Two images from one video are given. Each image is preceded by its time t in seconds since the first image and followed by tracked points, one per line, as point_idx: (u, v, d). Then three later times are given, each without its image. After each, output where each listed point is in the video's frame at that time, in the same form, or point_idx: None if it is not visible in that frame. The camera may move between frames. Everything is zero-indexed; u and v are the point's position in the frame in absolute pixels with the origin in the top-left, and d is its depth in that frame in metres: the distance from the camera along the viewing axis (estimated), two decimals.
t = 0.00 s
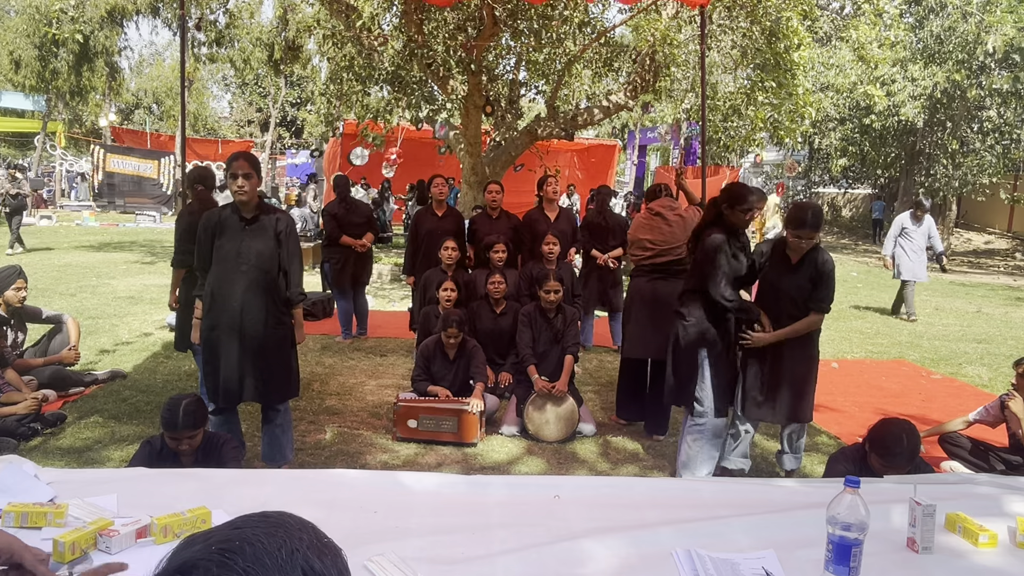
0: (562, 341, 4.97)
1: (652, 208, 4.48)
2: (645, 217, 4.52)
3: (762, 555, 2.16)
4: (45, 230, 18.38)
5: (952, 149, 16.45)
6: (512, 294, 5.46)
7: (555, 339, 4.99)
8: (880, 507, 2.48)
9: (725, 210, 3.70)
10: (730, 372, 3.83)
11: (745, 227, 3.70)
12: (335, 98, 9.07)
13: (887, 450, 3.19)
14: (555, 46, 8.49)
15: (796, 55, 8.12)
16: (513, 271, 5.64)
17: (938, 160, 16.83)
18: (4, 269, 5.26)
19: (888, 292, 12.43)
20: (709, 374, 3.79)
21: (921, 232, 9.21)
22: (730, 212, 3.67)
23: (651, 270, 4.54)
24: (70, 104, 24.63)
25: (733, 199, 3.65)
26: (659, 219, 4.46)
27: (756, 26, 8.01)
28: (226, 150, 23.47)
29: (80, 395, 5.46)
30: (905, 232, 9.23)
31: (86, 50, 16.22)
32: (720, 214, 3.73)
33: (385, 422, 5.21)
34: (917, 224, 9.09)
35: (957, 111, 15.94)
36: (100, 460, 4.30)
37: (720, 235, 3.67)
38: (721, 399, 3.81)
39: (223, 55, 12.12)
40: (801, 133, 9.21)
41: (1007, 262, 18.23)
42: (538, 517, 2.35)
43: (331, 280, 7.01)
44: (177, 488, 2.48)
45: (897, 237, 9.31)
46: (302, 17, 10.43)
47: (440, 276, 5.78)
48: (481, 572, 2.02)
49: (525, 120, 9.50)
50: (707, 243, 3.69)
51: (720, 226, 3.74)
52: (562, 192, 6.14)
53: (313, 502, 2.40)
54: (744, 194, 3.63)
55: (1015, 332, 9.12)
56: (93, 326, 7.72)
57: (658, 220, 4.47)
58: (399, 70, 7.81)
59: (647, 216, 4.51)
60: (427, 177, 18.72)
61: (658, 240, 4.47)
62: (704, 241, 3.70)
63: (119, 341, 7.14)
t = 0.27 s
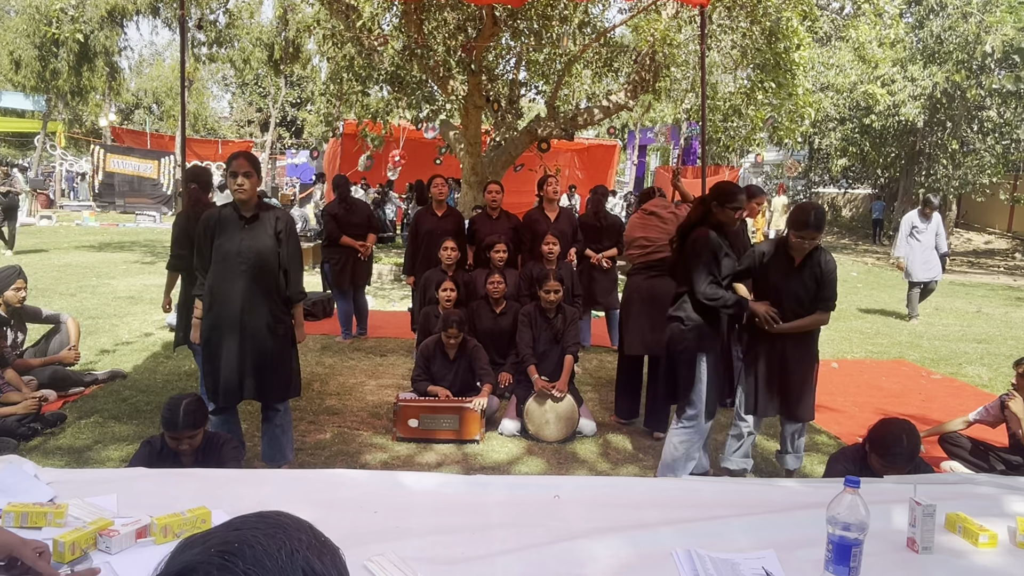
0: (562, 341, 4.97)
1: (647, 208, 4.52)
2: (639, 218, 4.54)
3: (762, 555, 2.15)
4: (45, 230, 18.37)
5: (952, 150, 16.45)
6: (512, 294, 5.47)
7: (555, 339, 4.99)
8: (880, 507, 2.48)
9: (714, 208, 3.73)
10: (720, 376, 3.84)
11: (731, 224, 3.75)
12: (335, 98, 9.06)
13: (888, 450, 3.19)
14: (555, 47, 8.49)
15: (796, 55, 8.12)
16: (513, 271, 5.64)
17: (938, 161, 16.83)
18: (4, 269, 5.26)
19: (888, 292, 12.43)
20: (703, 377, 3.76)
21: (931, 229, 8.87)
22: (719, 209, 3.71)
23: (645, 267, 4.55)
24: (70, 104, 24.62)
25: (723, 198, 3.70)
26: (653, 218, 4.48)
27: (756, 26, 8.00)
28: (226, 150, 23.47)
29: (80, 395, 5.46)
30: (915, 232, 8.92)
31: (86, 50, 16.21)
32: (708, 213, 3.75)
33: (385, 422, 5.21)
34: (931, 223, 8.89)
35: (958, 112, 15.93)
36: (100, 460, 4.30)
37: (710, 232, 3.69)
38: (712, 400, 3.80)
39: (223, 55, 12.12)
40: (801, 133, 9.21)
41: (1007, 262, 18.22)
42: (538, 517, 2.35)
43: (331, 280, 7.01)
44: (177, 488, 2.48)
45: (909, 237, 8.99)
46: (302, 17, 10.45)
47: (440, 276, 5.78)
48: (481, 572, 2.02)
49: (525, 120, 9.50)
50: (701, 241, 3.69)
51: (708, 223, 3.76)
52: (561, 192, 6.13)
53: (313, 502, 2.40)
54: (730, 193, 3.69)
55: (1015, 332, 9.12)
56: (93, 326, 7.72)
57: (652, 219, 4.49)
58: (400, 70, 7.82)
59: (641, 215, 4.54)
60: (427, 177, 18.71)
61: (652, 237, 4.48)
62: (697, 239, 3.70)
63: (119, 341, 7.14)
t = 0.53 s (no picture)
0: (562, 341, 4.97)
1: (638, 208, 4.52)
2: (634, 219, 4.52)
3: (762, 555, 2.15)
4: (45, 230, 18.36)
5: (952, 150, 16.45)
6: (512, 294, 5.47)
7: (555, 339, 4.99)
8: (880, 507, 2.48)
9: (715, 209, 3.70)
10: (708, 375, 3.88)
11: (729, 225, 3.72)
12: (336, 98, 9.06)
13: (887, 450, 3.19)
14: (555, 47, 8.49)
15: (796, 55, 8.12)
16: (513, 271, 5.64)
17: (938, 161, 16.83)
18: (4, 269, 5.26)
19: (888, 292, 12.43)
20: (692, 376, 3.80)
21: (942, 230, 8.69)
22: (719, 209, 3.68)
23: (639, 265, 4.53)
24: (70, 104, 24.63)
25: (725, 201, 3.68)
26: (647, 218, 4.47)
27: (756, 26, 8.00)
28: (226, 150, 23.47)
29: (80, 395, 5.46)
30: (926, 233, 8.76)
31: (86, 50, 16.21)
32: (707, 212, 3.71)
33: (385, 422, 5.21)
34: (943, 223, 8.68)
35: (958, 112, 15.93)
36: (100, 460, 4.30)
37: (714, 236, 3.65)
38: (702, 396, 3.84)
39: (223, 55, 12.12)
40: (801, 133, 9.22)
41: (1007, 262, 18.23)
42: (538, 517, 2.35)
43: (332, 280, 7.01)
44: (178, 488, 2.48)
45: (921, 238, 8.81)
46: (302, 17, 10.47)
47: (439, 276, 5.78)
48: (481, 572, 2.02)
49: (525, 120, 9.51)
50: (701, 243, 3.66)
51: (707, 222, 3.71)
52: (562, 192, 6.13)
53: (313, 502, 2.40)
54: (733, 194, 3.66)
55: (1015, 332, 9.12)
56: (93, 326, 7.72)
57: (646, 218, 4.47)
58: (399, 70, 7.81)
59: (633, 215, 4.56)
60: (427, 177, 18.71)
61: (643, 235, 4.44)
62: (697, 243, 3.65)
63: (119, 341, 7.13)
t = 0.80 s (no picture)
0: (562, 341, 4.97)
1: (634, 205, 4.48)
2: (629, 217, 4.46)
3: (762, 554, 2.15)
4: (45, 230, 18.35)
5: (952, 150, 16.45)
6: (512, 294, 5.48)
7: (555, 339, 5.00)
8: (881, 507, 2.48)
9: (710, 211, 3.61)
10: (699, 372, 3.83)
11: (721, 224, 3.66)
12: (336, 98, 9.06)
13: (887, 450, 3.19)
14: (555, 47, 8.49)
15: (796, 55, 8.12)
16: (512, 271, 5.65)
17: (939, 161, 16.84)
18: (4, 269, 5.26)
19: (888, 292, 12.44)
20: (687, 377, 3.72)
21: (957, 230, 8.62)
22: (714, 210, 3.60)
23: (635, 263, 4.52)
24: (70, 104, 24.61)
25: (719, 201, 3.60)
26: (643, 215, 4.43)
27: (756, 26, 8.00)
28: (226, 150, 23.47)
29: (79, 395, 5.46)
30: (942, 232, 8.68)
31: (86, 50, 16.21)
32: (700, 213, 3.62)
33: (385, 422, 5.21)
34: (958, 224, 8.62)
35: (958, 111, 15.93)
36: (100, 460, 4.30)
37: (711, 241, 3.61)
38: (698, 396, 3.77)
39: (223, 55, 12.11)
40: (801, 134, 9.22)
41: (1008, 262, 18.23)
42: (538, 517, 2.35)
43: (333, 281, 7.00)
44: (178, 488, 2.48)
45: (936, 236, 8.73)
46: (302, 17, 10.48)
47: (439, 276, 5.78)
48: (481, 572, 2.02)
49: (525, 120, 9.51)
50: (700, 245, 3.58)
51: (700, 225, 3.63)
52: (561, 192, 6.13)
53: (314, 502, 2.40)
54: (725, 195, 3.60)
55: (1015, 332, 9.12)
56: (93, 326, 7.72)
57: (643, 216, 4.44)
58: (399, 70, 7.80)
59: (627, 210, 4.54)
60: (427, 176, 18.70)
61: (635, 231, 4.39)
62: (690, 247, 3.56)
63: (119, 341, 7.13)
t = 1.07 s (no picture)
0: (562, 342, 4.96)
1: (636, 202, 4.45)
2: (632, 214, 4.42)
3: (762, 555, 2.15)
4: (45, 230, 18.34)
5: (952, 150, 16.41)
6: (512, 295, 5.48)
7: (554, 339, 5.00)
8: (880, 507, 2.48)
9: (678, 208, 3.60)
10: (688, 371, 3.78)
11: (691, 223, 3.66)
12: (335, 98, 9.07)
13: (886, 449, 3.19)
14: (555, 46, 8.49)
15: (796, 55, 8.12)
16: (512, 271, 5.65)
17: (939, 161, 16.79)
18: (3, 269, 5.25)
19: (888, 292, 12.44)
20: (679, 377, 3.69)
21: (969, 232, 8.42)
22: (682, 207, 3.59)
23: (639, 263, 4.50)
24: (70, 104, 24.61)
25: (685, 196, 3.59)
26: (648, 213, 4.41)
27: (756, 26, 8.00)
28: (226, 150, 23.48)
29: (79, 395, 5.46)
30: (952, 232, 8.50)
31: (86, 50, 16.22)
32: (666, 213, 3.61)
33: (385, 422, 5.21)
34: (970, 224, 8.42)
35: (958, 111, 15.92)
36: (99, 460, 4.30)
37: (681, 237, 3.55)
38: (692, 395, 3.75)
39: (223, 54, 12.11)
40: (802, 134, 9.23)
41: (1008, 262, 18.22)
42: (538, 517, 2.35)
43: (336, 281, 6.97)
44: (178, 488, 2.48)
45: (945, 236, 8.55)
46: (302, 17, 10.50)
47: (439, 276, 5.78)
48: (481, 572, 2.02)
49: (525, 120, 9.51)
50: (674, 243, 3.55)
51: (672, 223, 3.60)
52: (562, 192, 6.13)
53: (314, 502, 2.40)
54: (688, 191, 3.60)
55: (1015, 332, 9.12)
56: (93, 326, 7.72)
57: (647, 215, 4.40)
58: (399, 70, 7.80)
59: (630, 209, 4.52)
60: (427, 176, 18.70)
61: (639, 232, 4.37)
62: (662, 244, 3.53)
63: (119, 341, 7.13)
